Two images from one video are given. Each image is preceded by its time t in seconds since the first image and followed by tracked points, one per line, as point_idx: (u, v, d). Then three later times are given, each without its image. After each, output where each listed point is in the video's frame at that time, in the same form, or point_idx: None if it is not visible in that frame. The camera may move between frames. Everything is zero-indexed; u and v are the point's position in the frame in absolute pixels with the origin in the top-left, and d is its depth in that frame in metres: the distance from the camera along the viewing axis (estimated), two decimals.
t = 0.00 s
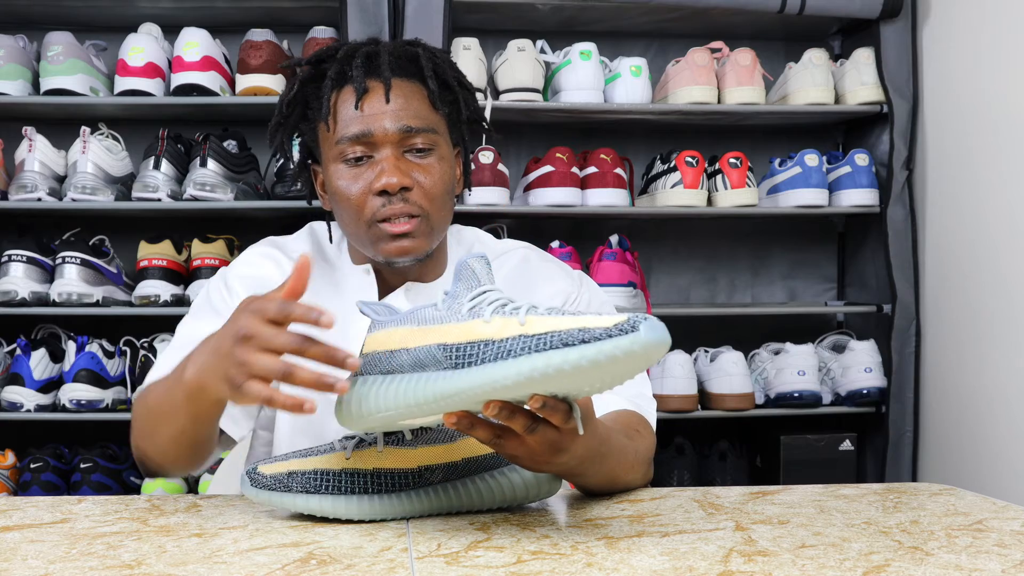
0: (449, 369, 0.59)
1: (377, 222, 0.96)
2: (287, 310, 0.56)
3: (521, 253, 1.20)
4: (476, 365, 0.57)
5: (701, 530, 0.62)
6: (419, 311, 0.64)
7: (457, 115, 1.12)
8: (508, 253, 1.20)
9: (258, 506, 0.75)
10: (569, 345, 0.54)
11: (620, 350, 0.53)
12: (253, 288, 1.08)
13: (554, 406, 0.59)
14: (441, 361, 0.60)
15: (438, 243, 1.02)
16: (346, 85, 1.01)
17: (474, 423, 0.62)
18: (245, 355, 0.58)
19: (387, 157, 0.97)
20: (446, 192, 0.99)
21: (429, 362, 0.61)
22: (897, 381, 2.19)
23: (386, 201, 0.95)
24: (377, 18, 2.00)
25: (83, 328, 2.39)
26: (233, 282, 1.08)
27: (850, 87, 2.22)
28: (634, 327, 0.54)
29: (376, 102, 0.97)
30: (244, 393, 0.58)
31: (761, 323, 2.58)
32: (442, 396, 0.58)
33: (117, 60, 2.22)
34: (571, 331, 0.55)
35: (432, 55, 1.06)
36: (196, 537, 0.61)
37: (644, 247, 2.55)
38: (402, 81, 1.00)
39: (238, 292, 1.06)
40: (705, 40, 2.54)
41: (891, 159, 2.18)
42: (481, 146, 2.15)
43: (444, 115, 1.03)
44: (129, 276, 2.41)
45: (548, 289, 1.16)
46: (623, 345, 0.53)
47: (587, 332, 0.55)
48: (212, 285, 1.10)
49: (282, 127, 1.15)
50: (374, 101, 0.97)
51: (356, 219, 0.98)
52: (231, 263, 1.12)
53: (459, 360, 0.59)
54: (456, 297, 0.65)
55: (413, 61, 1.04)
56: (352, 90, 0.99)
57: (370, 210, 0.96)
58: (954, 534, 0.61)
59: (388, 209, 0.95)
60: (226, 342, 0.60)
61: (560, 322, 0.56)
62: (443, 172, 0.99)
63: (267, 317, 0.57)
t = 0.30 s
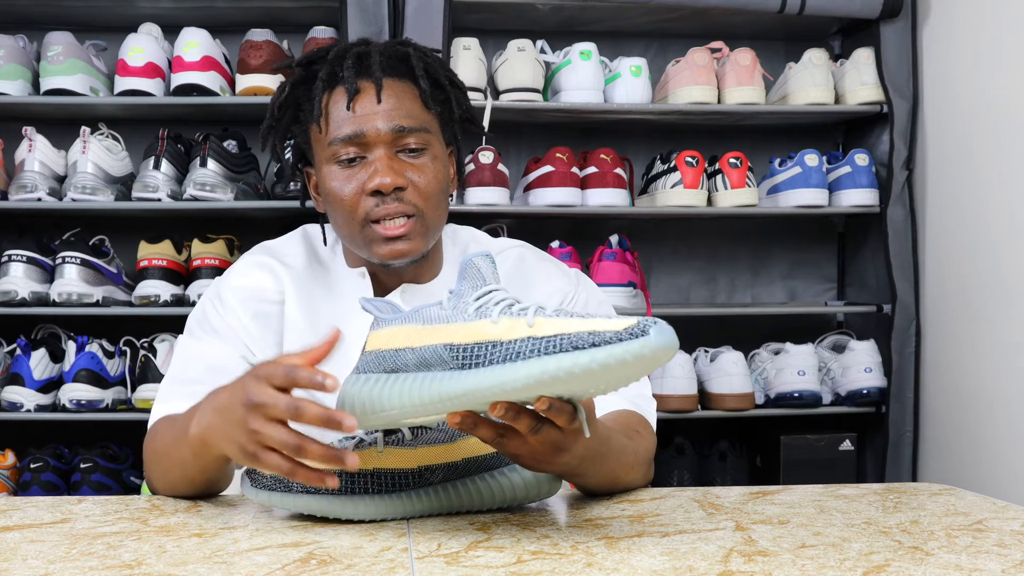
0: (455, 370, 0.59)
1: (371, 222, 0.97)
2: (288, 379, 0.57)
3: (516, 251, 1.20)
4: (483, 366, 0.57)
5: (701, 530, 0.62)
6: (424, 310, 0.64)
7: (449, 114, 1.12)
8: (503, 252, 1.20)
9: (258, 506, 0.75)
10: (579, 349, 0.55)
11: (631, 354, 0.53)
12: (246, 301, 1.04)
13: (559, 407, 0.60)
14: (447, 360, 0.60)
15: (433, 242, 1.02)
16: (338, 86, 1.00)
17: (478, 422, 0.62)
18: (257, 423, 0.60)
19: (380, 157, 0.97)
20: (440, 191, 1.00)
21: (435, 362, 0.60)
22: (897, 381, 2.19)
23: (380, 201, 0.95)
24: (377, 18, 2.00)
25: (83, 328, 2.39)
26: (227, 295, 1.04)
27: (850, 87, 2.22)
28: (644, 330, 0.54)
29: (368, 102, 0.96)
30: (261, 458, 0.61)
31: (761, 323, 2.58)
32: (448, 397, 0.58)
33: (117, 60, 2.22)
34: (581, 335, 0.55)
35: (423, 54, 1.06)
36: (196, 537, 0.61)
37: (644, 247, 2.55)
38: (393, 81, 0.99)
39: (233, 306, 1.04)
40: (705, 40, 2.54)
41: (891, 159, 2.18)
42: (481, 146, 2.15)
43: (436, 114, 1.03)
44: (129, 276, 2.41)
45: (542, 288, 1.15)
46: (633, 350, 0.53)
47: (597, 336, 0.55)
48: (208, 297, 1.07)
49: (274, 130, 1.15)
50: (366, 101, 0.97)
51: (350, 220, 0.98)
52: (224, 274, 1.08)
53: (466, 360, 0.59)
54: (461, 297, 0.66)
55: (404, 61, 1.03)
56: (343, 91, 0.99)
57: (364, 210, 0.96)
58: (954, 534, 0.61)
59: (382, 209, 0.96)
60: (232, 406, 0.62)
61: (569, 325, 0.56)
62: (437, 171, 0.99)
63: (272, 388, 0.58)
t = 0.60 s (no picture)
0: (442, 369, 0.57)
1: (367, 227, 0.97)
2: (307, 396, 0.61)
3: (514, 252, 1.19)
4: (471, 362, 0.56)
5: (700, 530, 0.62)
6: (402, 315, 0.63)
7: (445, 114, 1.12)
8: (501, 253, 1.19)
9: (258, 506, 0.75)
10: (566, 331, 0.53)
11: (618, 331, 0.52)
12: (243, 303, 1.03)
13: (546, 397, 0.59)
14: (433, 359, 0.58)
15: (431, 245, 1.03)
16: (332, 88, 1.00)
17: (467, 421, 0.62)
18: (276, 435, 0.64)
19: (376, 158, 0.97)
20: (437, 192, 1.00)
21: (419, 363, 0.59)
22: (897, 381, 2.19)
23: (376, 202, 0.96)
24: (377, 18, 2.00)
25: (83, 328, 2.39)
26: (222, 297, 1.04)
27: (850, 87, 2.22)
28: (627, 306, 0.52)
29: (363, 103, 0.96)
30: (286, 468, 0.65)
31: (761, 323, 2.58)
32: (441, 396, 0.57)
33: (117, 60, 2.22)
34: (565, 317, 0.54)
35: (418, 54, 1.05)
36: (197, 537, 0.61)
37: (644, 247, 2.55)
38: (388, 82, 0.99)
39: (228, 308, 1.02)
40: (705, 40, 2.54)
41: (891, 159, 2.18)
42: (481, 146, 2.15)
43: (432, 114, 1.03)
44: (129, 276, 2.41)
45: (540, 289, 1.15)
46: (620, 327, 0.52)
47: (581, 316, 0.53)
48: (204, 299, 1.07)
49: (270, 132, 1.15)
50: (361, 102, 0.97)
51: (346, 223, 0.98)
52: (221, 275, 1.07)
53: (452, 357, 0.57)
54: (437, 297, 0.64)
55: (399, 61, 1.02)
56: (338, 92, 0.98)
57: (360, 211, 0.96)
58: (953, 534, 0.61)
59: (379, 211, 0.96)
60: (255, 419, 0.67)
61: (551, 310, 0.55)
62: (433, 172, 0.99)
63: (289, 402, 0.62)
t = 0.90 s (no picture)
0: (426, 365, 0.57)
1: (364, 223, 0.96)
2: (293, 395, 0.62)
3: (513, 252, 1.19)
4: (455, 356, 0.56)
5: (700, 530, 0.62)
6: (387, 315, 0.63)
7: (441, 114, 1.12)
8: (500, 254, 1.19)
9: (258, 507, 0.75)
10: (551, 325, 0.53)
11: (602, 325, 0.52)
12: (240, 304, 1.03)
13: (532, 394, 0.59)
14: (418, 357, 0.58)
15: (428, 241, 1.02)
16: (328, 89, 1.00)
17: (459, 423, 0.62)
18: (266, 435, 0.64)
19: (372, 158, 0.97)
20: (433, 191, 1.00)
21: (403, 360, 0.59)
22: (898, 381, 2.19)
23: (372, 202, 0.96)
24: (377, 18, 2.00)
25: (82, 328, 2.39)
26: (219, 298, 1.03)
27: (850, 87, 2.22)
28: (611, 302, 0.53)
29: (359, 103, 0.97)
30: (279, 467, 0.65)
31: (761, 323, 2.58)
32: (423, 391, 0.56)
33: (117, 60, 2.22)
34: (550, 313, 0.54)
35: (413, 54, 1.05)
36: (197, 537, 0.61)
37: (644, 247, 2.55)
38: (384, 82, 0.99)
39: (225, 309, 1.02)
40: (705, 40, 2.54)
41: (891, 159, 2.18)
42: (481, 146, 2.15)
43: (428, 114, 1.03)
44: (129, 276, 2.41)
45: (539, 289, 1.15)
46: (604, 321, 0.52)
47: (565, 312, 0.54)
48: (202, 299, 1.07)
49: (267, 133, 1.15)
50: (356, 102, 0.97)
51: (343, 221, 0.98)
52: (219, 276, 1.07)
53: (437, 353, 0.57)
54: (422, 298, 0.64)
55: (395, 61, 1.03)
56: (334, 93, 0.98)
57: (356, 211, 0.96)
58: (953, 534, 0.61)
59: (374, 210, 0.96)
60: (244, 420, 0.67)
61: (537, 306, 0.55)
62: (429, 171, 0.99)
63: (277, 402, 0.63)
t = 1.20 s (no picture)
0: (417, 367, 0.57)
1: (362, 222, 0.97)
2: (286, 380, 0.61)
3: (513, 253, 1.19)
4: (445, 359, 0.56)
5: (700, 530, 0.62)
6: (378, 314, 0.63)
7: (440, 113, 1.12)
8: (500, 254, 1.19)
9: (258, 507, 0.75)
10: (538, 327, 0.52)
11: (591, 326, 0.51)
12: (240, 305, 1.03)
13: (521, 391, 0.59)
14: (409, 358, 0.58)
15: (428, 238, 1.03)
16: (326, 88, 0.99)
17: (452, 420, 0.62)
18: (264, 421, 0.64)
19: (369, 157, 0.97)
20: (432, 189, 1.00)
21: (394, 361, 0.59)
22: (898, 381, 2.18)
23: (370, 200, 0.96)
24: (377, 18, 2.00)
25: (82, 328, 2.39)
26: (219, 299, 1.03)
27: (850, 87, 2.22)
28: (599, 301, 0.52)
29: (356, 102, 0.96)
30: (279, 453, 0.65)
31: (761, 323, 2.58)
32: (416, 393, 0.56)
33: (117, 60, 2.22)
34: (537, 313, 0.53)
35: (411, 53, 1.05)
36: (197, 538, 0.61)
37: (644, 247, 2.55)
38: (382, 81, 0.99)
39: (225, 310, 1.02)
40: (705, 40, 2.54)
41: (891, 159, 2.18)
42: (481, 146, 2.14)
43: (426, 113, 1.03)
44: (129, 276, 2.41)
45: (539, 289, 1.15)
46: (593, 322, 0.51)
47: (554, 312, 0.53)
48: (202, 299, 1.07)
49: (266, 134, 1.15)
50: (354, 101, 0.96)
51: (341, 220, 0.98)
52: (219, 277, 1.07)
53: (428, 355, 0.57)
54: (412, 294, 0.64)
55: (393, 60, 1.02)
56: (331, 92, 0.98)
57: (354, 209, 0.96)
58: (953, 534, 0.61)
59: (372, 207, 0.96)
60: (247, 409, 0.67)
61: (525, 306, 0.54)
62: (427, 168, 0.99)
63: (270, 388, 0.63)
